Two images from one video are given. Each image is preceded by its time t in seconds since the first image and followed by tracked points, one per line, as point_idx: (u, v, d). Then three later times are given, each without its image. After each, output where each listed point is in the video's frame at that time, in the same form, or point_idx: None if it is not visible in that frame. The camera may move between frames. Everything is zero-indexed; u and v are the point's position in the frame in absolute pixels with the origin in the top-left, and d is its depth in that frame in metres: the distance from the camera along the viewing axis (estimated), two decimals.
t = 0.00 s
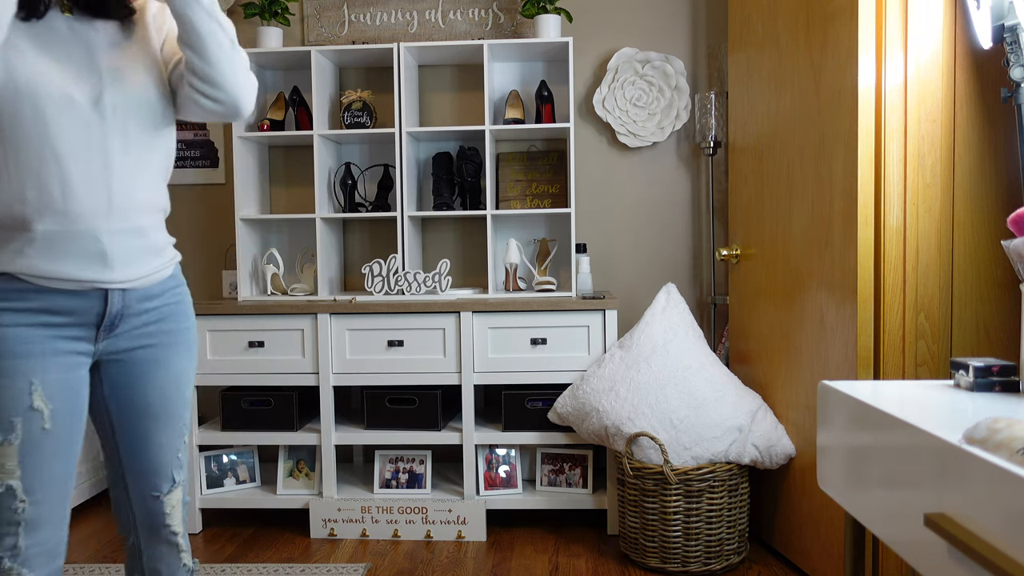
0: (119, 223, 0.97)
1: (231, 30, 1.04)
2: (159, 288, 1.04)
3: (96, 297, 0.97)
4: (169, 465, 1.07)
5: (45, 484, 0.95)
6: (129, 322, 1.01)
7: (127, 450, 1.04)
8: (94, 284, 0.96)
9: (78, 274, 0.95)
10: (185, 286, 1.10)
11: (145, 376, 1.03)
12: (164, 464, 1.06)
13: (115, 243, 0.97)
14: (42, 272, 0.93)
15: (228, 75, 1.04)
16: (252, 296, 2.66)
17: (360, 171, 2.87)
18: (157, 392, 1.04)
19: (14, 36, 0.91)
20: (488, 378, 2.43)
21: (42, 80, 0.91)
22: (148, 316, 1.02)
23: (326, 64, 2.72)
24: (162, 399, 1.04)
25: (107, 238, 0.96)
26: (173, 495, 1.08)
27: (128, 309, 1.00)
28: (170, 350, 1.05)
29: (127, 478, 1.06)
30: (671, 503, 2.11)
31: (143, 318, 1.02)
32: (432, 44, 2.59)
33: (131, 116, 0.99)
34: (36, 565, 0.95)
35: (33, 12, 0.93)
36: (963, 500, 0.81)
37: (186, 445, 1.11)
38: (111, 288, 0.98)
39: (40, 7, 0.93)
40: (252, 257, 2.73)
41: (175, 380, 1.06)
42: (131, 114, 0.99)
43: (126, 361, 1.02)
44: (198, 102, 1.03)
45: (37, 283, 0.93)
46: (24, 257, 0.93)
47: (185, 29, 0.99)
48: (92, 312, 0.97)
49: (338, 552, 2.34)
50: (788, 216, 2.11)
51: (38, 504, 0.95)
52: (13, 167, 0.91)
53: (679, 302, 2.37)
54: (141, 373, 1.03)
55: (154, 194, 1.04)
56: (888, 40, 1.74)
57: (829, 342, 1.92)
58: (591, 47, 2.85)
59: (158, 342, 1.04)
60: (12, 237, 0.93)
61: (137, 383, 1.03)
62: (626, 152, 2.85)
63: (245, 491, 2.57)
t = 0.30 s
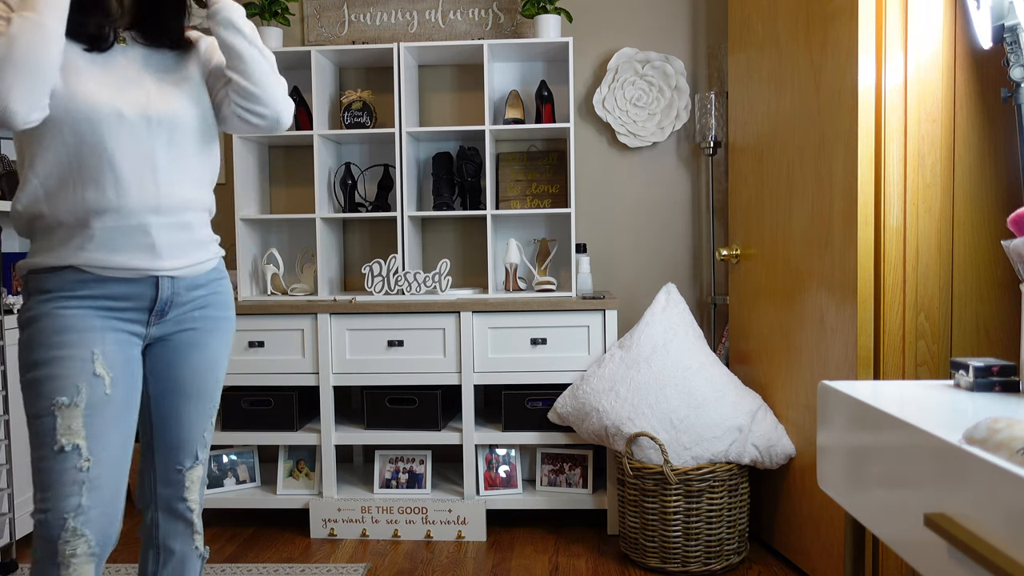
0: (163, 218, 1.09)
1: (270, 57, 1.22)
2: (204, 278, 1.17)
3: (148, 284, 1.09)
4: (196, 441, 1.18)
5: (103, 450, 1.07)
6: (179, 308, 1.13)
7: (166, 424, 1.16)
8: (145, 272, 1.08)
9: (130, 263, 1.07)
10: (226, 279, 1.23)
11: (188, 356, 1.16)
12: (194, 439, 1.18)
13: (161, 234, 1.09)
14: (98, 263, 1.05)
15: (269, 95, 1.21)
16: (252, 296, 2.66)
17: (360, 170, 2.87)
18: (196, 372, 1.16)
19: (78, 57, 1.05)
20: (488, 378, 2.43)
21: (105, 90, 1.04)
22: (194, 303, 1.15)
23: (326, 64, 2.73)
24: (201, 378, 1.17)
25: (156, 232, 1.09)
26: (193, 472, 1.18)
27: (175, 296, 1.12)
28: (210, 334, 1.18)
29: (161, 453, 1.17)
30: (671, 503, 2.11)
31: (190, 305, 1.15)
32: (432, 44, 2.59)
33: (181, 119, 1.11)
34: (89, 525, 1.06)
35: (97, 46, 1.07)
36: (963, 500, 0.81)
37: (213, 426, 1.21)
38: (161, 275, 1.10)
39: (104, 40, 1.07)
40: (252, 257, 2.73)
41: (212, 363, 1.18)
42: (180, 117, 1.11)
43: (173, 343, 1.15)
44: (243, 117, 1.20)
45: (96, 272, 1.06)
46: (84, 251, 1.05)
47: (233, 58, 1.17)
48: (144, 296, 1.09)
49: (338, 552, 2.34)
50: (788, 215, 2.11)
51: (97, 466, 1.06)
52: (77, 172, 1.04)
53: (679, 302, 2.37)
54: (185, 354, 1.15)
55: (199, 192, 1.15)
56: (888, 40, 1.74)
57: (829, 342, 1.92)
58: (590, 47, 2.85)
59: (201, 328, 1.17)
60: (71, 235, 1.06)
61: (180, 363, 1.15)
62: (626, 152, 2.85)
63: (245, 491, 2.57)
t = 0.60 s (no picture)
0: (158, 220, 1.23)
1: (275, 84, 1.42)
2: (202, 278, 1.31)
3: (144, 285, 1.23)
4: (192, 431, 1.31)
5: (109, 436, 1.24)
6: (175, 305, 1.27)
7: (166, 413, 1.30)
8: (140, 272, 1.22)
9: (124, 263, 1.21)
10: (227, 278, 1.37)
11: (184, 347, 1.29)
12: (190, 428, 1.31)
13: (155, 235, 1.23)
14: (98, 265, 1.20)
15: (272, 110, 1.39)
16: (252, 296, 2.65)
17: (360, 171, 2.87)
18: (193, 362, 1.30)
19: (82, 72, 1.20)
20: (488, 378, 2.43)
21: (100, 102, 1.18)
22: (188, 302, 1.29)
23: (326, 64, 2.73)
24: (194, 369, 1.30)
25: (150, 235, 1.22)
26: (189, 462, 1.31)
27: (171, 295, 1.26)
28: (206, 327, 1.31)
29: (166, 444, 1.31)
30: (671, 503, 2.11)
31: (186, 302, 1.28)
32: (432, 44, 2.59)
33: (176, 129, 1.24)
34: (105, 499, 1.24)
35: (104, 56, 1.23)
36: (963, 500, 0.81)
37: (210, 417, 1.34)
38: (154, 275, 1.23)
39: (111, 51, 1.24)
40: (252, 257, 2.73)
41: (206, 356, 1.31)
42: (174, 128, 1.24)
43: (172, 336, 1.29)
44: (250, 129, 1.38)
45: (97, 275, 1.21)
46: (83, 250, 1.20)
47: (242, 77, 1.37)
48: (140, 297, 1.23)
49: (338, 553, 2.33)
50: (788, 216, 2.11)
51: (103, 451, 1.23)
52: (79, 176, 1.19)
53: (679, 302, 2.37)
54: (181, 346, 1.29)
55: (199, 199, 1.29)
56: (888, 40, 1.75)
57: (829, 341, 1.92)
58: (591, 47, 2.85)
59: (198, 321, 1.31)
60: (72, 232, 1.21)
61: (176, 354, 1.29)
62: (626, 153, 2.85)
63: (245, 491, 2.57)
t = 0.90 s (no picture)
0: (134, 228, 1.30)
1: (257, 104, 1.49)
2: (178, 279, 1.37)
3: (121, 287, 1.31)
4: (176, 418, 1.33)
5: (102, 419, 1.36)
6: (152, 304, 1.34)
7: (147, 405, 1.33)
8: (117, 276, 1.30)
9: (103, 267, 1.29)
10: (208, 278, 1.42)
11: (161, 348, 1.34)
12: (174, 415, 1.33)
13: (131, 242, 1.30)
14: (81, 269, 1.29)
15: (258, 136, 1.48)
16: (252, 296, 2.65)
17: (360, 170, 2.87)
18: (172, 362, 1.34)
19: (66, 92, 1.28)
20: (488, 378, 2.43)
21: (80, 123, 1.26)
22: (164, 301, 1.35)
23: (326, 64, 2.73)
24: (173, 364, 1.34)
25: (127, 241, 1.30)
26: (179, 445, 1.33)
27: (148, 295, 1.33)
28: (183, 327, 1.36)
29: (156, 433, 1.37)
30: (671, 503, 2.11)
31: (162, 300, 1.35)
32: (432, 44, 2.59)
33: (153, 144, 1.30)
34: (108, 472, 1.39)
35: (93, 72, 1.30)
36: (964, 500, 0.81)
37: (197, 404, 1.36)
38: (130, 278, 1.31)
39: (99, 68, 1.31)
40: (252, 257, 2.73)
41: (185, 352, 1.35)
42: (151, 143, 1.30)
43: (151, 334, 1.35)
44: (236, 151, 1.46)
45: (80, 278, 1.30)
46: (69, 254, 1.30)
47: (227, 102, 1.43)
48: (118, 298, 1.31)
49: (338, 552, 2.33)
50: (789, 216, 2.11)
51: (100, 428, 1.37)
52: (64, 189, 1.28)
53: (679, 302, 2.37)
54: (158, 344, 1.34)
55: (177, 206, 1.35)
56: (888, 41, 1.75)
57: (829, 342, 1.92)
58: (591, 47, 2.85)
59: (175, 322, 1.35)
60: (59, 234, 1.30)
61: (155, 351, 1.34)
62: (626, 153, 2.85)
63: (245, 491, 2.57)
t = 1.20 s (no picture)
0: (134, 226, 1.38)
1: (250, 126, 1.53)
2: (177, 274, 1.44)
3: (123, 280, 1.38)
4: (187, 410, 1.42)
5: (103, 408, 1.41)
6: (153, 297, 1.41)
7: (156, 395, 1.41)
8: (118, 270, 1.37)
9: (104, 262, 1.36)
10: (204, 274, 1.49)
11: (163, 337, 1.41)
12: (183, 407, 1.41)
13: (130, 239, 1.38)
14: (83, 265, 1.36)
15: (249, 158, 1.53)
16: (252, 296, 2.65)
17: (360, 171, 2.88)
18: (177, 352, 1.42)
19: (67, 101, 1.36)
20: (488, 378, 2.43)
21: (78, 131, 1.34)
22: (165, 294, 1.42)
23: (326, 64, 2.73)
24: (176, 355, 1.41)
25: (127, 238, 1.37)
26: (194, 438, 1.42)
27: (148, 288, 1.40)
28: (183, 319, 1.43)
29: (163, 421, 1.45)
30: (671, 503, 2.11)
31: (163, 294, 1.42)
32: (432, 44, 2.59)
33: (145, 151, 1.37)
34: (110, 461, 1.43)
35: (89, 86, 1.37)
36: (964, 501, 0.81)
37: (206, 396, 1.44)
38: (132, 272, 1.38)
39: (95, 81, 1.37)
40: (252, 257, 2.73)
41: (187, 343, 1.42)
42: (145, 150, 1.37)
43: (152, 326, 1.42)
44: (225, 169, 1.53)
45: (83, 273, 1.37)
46: (72, 251, 1.37)
47: (219, 123, 1.48)
48: (119, 291, 1.38)
49: (338, 553, 2.33)
50: (788, 216, 2.11)
51: (104, 418, 1.41)
52: (64, 193, 1.36)
53: (679, 302, 2.37)
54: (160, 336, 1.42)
55: (173, 206, 1.43)
56: (888, 41, 1.75)
57: (829, 342, 1.92)
58: (591, 47, 2.85)
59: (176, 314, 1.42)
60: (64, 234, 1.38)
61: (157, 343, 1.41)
62: (626, 153, 2.85)
63: (245, 491, 2.57)
